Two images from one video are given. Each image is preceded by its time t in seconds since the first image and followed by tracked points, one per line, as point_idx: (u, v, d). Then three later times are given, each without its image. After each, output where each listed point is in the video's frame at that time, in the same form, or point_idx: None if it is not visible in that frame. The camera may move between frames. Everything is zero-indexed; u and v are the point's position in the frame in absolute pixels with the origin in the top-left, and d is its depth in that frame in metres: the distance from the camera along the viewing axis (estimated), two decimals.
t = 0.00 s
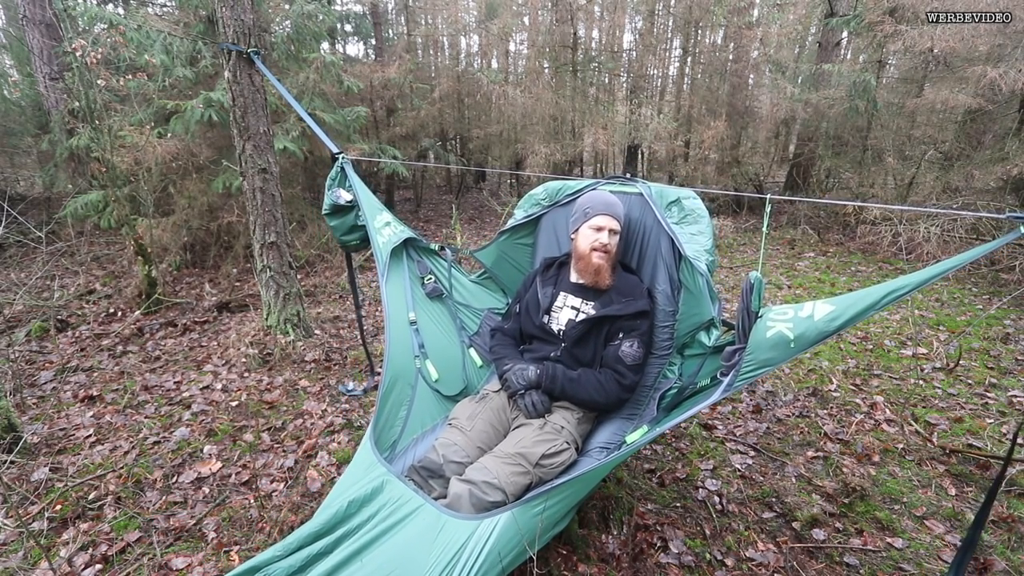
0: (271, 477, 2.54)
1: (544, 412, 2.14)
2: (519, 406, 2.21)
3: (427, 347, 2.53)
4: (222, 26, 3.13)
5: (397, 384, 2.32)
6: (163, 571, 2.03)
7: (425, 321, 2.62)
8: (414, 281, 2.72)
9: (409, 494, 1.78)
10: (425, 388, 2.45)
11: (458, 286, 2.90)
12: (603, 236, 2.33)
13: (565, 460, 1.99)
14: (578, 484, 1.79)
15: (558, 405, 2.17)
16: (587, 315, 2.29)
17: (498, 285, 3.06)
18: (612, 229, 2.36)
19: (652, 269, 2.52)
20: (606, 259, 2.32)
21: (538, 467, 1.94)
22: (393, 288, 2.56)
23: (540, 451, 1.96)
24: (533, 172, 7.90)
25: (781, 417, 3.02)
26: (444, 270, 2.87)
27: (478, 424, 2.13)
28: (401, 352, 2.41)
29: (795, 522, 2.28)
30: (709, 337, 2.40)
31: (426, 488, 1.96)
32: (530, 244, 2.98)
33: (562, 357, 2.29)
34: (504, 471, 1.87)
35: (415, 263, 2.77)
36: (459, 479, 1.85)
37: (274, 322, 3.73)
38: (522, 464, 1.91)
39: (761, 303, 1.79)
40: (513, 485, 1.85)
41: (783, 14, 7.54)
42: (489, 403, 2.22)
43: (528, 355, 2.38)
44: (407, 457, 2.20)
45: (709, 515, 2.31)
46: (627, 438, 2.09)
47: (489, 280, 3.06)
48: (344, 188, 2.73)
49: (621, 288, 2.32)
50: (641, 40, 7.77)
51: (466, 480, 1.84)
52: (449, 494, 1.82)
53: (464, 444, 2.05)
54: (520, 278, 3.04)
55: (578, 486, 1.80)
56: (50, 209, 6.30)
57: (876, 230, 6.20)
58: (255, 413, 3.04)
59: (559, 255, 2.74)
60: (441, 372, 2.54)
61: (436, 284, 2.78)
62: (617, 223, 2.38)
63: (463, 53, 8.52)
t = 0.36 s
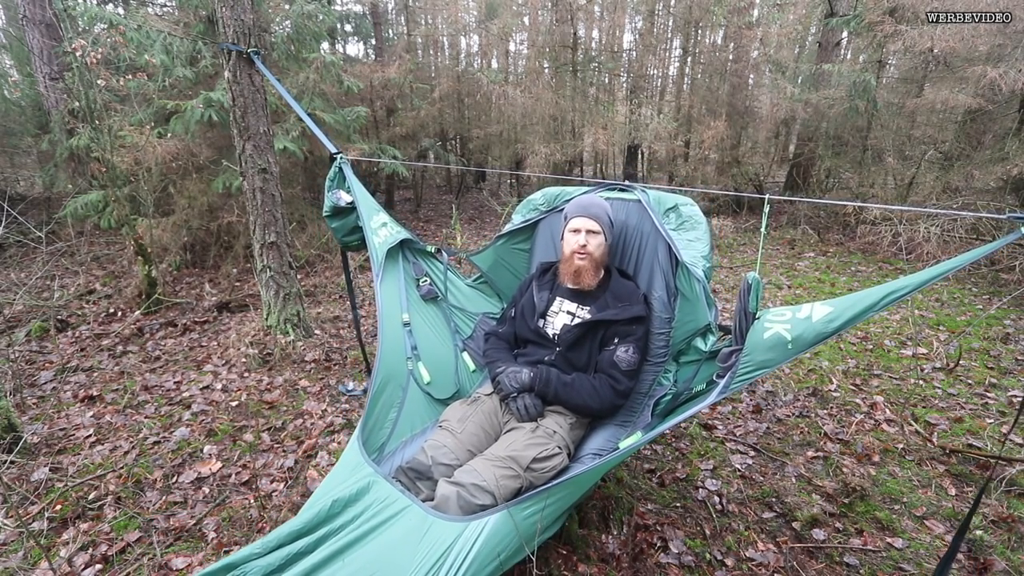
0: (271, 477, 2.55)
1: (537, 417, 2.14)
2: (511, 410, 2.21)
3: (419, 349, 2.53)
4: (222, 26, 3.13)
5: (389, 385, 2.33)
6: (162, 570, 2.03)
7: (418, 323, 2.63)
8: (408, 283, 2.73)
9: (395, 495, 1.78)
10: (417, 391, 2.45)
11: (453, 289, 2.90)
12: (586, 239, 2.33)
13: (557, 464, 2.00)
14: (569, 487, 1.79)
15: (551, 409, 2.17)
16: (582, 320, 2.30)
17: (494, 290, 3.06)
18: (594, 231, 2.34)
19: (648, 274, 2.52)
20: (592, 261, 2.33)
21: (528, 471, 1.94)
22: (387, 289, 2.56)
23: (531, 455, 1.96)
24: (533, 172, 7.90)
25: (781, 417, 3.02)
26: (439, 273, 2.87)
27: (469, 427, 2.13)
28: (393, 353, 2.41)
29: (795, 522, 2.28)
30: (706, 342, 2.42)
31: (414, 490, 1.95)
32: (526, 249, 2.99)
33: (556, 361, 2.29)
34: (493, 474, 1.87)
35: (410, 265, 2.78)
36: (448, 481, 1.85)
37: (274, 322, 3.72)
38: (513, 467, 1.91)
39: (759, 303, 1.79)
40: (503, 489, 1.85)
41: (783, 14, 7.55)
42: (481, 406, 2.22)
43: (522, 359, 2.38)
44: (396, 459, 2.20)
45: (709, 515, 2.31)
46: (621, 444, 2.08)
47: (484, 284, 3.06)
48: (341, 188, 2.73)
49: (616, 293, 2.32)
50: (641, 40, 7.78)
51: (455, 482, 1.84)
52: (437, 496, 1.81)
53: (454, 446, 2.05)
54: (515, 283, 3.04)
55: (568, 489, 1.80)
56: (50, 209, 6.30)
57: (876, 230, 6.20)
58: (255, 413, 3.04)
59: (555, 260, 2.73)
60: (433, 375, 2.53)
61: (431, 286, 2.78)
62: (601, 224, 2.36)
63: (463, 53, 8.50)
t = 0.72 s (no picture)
0: (271, 477, 2.55)
1: (533, 419, 2.13)
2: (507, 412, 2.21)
3: (415, 350, 2.53)
4: (222, 25, 3.13)
5: (384, 386, 2.33)
6: (162, 570, 2.03)
7: (415, 324, 2.63)
8: (405, 284, 2.73)
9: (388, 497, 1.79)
10: (412, 393, 2.45)
11: (450, 291, 2.90)
12: (582, 238, 2.33)
13: (553, 467, 1.99)
14: (564, 489, 1.79)
15: (547, 411, 2.17)
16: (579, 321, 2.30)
17: (491, 291, 3.06)
18: (590, 229, 2.34)
19: (646, 276, 2.52)
20: (588, 260, 2.33)
21: (524, 473, 1.94)
22: (384, 290, 2.57)
23: (527, 457, 1.96)
24: (533, 172, 7.90)
25: (781, 417, 3.02)
26: (436, 275, 2.87)
27: (465, 429, 2.13)
28: (388, 354, 2.41)
29: (795, 522, 2.28)
30: (703, 344, 2.42)
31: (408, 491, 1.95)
32: (524, 251, 2.99)
33: (553, 363, 2.28)
34: (488, 476, 1.87)
35: (407, 266, 2.78)
36: (442, 483, 1.85)
37: (274, 322, 3.72)
38: (508, 469, 1.91)
39: (757, 304, 1.80)
40: (498, 491, 1.84)
41: (783, 14, 7.55)
42: (477, 408, 2.22)
43: (518, 361, 2.38)
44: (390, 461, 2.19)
45: (709, 515, 2.31)
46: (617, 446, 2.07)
47: (482, 286, 3.06)
48: (338, 188, 2.73)
49: (613, 294, 2.32)
50: (641, 40, 7.79)
51: (450, 484, 1.84)
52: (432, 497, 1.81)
53: (449, 448, 2.04)
54: (512, 285, 3.04)
55: (564, 491, 1.80)
56: (50, 209, 6.30)
57: (877, 230, 6.20)
58: (255, 413, 3.04)
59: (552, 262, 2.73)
60: (428, 377, 2.53)
61: (428, 287, 2.78)
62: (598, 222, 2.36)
63: (463, 53, 8.47)
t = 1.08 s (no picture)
0: (271, 477, 2.55)
1: (537, 417, 2.13)
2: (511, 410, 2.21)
3: (419, 349, 2.54)
4: (222, 25, 3.13)
5: (389, 384, 2.33)
6: (163, 570, 2.03)
7: (418, 323, 2.63)
8: (408, 283, 2.73)
9: (394, 495, 1.79)
10: (417, 391, 2.45)
11: (454, 289, 2.91)
12: (585, 238, 2.32)
13: (557, 464, 2.00)
14: (570, 487, 1.79)
15: (551, 410, 2.17)
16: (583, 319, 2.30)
17: (493, 289, 3.06)
18: (593, 228, 2.34)
19: (648, 275, 2.52)
20: (592, 260, 2.33)
21: (529, 470, 1.94)
22: (388, 289, 2.57)
23: (531, 454, 1.96)
24: (533, 172, 7.90)
25: (781, 417, 3.02)
26: (439, 274, 2.88)
27: (470, 427, 2.13)
28: (393, 353, 2.41)
29: (795, 522, 2.28)
30: (705, 342, 2.42)
31: (414, 490, 1.95)
32: (526, 250, 2.99)
33: (556, 361, 2.28)
34: (493, 474, 1.87)
35: (410, 265, 2.78)
36: (448, 481, 1.85)
37: (274, 322, 3.72)
38: (513, 467, 1.91)
39: (758, 304, 1.80)
40: (503, 489, 1.85)
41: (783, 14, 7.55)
42: (481, 406, 2.22)
43: (521, 359, 2.37)
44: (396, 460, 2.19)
45: (709, 515, 2.31)
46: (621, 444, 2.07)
47: (484, 284, 3.06)
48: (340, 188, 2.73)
49: (616, 292, 2.32)
50: (641, 40, 7.78)
51: (456, 482, 1.84)
52: (437, 495, 1.82)
53: (454, 446, 2.05)
54: (514, 283, 3.04)
55: (569, 489, 1.80)
56: (50, 209, 6.30)
57: (877, 230, 6.20)
58: (255, 413, 3.04)
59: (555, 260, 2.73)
60: (433, 375, 2.53)
61: (431, 286, 2.79)
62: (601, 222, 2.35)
63: (463, 53, 8.46)
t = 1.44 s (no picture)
0: (271, 477, 2.55)
1: (545, 412, 2.14)
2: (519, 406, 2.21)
3: (427, 347, 2.54)
4: (222, 25, 3.12)
5: (398, 382, 2.33)
6: (163, 570, 2.03)
7: (426, 320, 2.63)
8: (414, 281, 2.73)
9: (408, 492, 1.78)
10: (426, 389, 2.45)
11: (459, 286, 2.91)
12: (584, 237, 2.30)
13: (565, 459, 2.00)
14: (579, 483, 1.79)
15: (558, 405, 2.17)
16: (588, 314, 2.30)
17: (499, 285, 3.07)
18: (592, 228, 2.30)
19: (653, 270, 2.52)
20: (593, 260, 2.32)
21: (538, 466, 1.94)
22: (395, 288, 2.56)
23: (540, 450, 1.96)
24: (533, 172, 7.90)
25: (781, 417, 3.02)
26: (445, 271, 2.88)
27: (479, 424, 2.13)
28: (402, 351, 2.41)
29: (795, 522, 2.28)
30: (710, 336, 2.43)
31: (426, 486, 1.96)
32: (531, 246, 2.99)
33: (562, 357, 2.28)
34: (502, 469, 1.87)
35: (416, 263, 2.78)
36: (459, 478, 1.86)
37: (274, 322, 3.72)
38: (522, 462, 1.91)
39: (761, 302, 1.80)
40: (513, 484, 1.85)
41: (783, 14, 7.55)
42: (490, 402, 2.22)
43: (527, 355, 2.38)
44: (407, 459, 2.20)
45: (709, 515, 2.31)
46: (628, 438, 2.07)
47: (490, 280, 3.06)
48: (344, 187, 2.72)
49: (621, 287, 2.32)
50: (641, 40, 7.79)
51: (467, 478, 1.85)
52: (449, 492, 1.82)
53: (464, 443, 2.05)
54: (520, 279, 3.05)
55: (579, 484, 1.80)
56: (50, 209, 6.31)
57: (876, 230, 6.21)
58: (255, 413, 3.04)
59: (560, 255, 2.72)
60: (441, 372, 2.54)
61: (437, 284, 2.79)
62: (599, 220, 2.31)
63: (463, 53, 8.46)
